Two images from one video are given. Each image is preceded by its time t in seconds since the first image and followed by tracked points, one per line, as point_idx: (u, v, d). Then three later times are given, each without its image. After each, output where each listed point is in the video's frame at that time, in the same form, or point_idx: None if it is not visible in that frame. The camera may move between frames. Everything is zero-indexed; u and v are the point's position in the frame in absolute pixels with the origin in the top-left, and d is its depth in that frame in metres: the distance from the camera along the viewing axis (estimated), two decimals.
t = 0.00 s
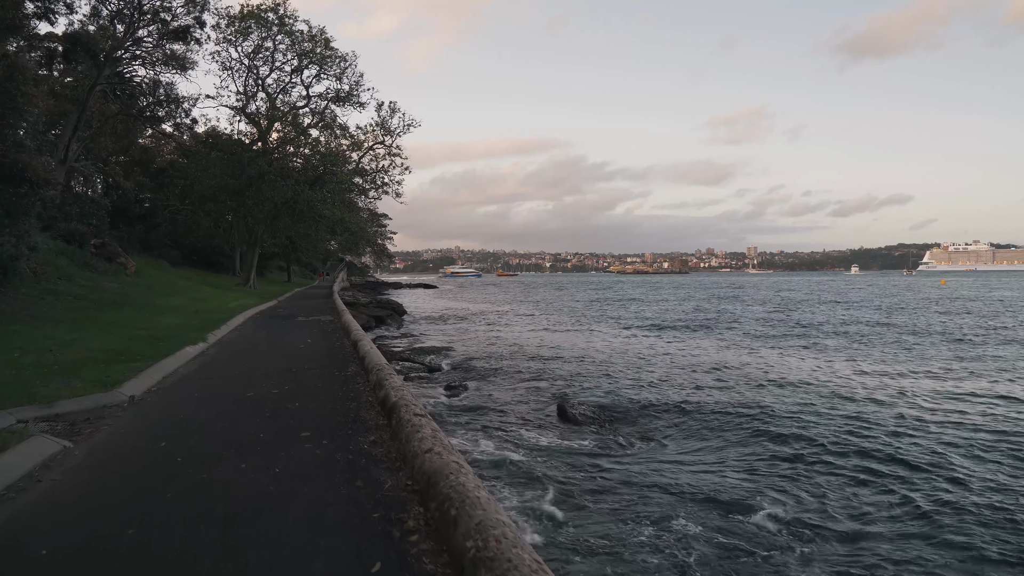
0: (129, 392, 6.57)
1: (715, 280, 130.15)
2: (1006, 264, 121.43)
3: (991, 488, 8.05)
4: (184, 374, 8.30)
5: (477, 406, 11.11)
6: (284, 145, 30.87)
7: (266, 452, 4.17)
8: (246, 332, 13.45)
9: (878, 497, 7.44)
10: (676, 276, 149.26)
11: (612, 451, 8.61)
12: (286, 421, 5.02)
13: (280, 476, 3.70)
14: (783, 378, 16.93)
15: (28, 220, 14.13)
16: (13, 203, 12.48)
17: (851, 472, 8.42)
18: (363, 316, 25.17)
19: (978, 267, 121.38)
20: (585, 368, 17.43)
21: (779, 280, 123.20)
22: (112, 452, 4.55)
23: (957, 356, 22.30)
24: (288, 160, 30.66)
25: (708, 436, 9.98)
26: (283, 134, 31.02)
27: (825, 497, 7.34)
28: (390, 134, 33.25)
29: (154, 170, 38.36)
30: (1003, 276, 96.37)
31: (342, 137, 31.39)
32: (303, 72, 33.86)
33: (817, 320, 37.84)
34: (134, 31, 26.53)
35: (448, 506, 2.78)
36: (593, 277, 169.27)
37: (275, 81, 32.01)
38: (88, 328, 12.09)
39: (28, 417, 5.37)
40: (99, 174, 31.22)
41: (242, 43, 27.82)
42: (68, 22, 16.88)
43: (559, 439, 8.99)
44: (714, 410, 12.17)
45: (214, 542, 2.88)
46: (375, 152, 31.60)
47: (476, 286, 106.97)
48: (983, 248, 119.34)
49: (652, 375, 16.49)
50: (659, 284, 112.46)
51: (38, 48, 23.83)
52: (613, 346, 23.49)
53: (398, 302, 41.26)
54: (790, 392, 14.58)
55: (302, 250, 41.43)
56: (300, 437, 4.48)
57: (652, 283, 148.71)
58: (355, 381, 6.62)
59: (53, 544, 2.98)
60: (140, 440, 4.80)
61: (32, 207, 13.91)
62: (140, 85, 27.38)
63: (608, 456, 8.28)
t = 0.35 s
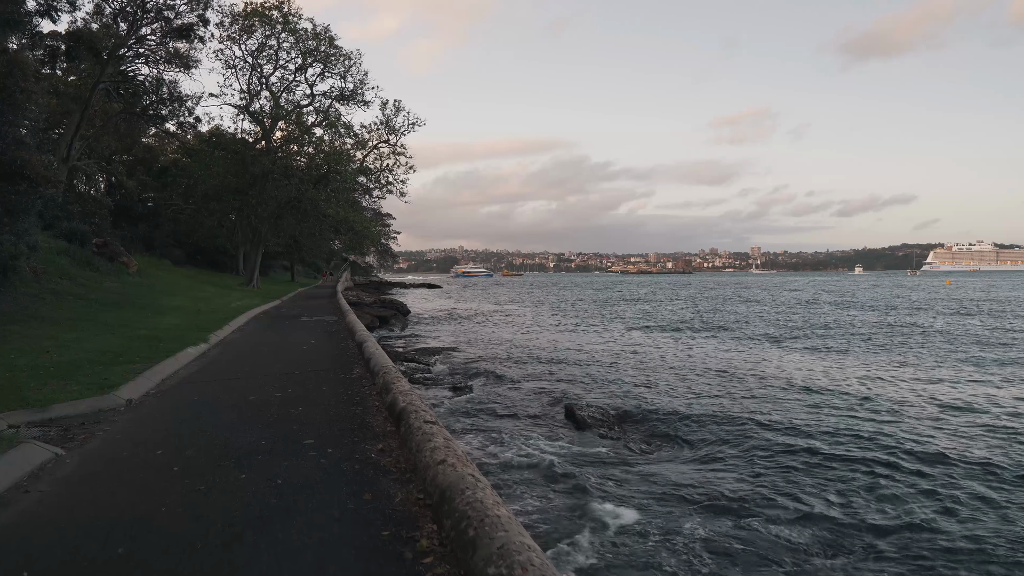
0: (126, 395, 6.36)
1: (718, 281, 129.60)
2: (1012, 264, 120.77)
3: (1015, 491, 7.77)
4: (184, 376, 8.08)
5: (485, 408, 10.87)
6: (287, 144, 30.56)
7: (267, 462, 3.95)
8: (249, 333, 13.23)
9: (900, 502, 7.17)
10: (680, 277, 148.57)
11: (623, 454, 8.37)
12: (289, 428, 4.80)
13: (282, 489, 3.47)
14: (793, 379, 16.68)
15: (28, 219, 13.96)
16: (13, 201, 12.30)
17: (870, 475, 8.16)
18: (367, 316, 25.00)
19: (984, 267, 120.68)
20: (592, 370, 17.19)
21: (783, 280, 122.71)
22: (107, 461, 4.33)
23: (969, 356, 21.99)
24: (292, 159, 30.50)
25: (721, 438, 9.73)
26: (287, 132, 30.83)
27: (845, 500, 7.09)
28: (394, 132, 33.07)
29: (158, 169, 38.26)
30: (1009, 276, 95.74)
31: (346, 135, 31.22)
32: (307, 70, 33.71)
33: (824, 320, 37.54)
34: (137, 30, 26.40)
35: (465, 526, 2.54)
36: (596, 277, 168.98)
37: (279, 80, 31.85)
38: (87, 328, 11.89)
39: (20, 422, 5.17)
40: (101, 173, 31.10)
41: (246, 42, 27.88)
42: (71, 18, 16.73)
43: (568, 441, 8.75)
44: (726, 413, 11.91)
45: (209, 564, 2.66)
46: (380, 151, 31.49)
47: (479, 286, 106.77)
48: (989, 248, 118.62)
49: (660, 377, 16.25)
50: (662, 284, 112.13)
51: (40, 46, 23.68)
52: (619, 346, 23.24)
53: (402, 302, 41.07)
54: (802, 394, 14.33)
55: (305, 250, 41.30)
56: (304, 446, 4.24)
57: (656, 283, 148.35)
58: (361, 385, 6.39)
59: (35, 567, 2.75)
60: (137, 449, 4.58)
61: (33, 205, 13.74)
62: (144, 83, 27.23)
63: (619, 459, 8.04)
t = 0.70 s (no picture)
0: (123, 402, 6.15)
1: (720, 281, 129.44)
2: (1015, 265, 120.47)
3: None
4: (184, 381, 7.87)
5: (491, 412, 10.67)
6: (288, 144, 30.45)
7: (270, 477, 3.71)
8: (251, 335, 13.01)
9: (923, 511, 6.94)
10: (682, 277, 148.48)
11: (634, 460, 8.16)
12: (293, 439, 4.57)
13: (286, 508, 3.24)
14: (801, 381, 16.51)
15: (27, 220, 13.75)
16: (11, 202, 12.09)
17: (888, 482, 7.93)
18: (369, 317, 24.89)
19: (987, 268, 120.27)
20: (597, 372, 17.00)
21: (786, 280, 122.43)
22: (100, 474, 4.10)
23: (977, 358, 21.75)
24: (294, 159, 30.35)
25: (733, 443, 9.50)
26: (289, 133, 30.67)
27: (865, 510, 6.85)
28: (397, 132, 32.90)
29: (159, 170, 38.13)
30: (1012, 276, 95.35)
31: (348, 136, 31.07)
32: (309, 70, 33.56)
33: (829, 321, 37.30)
34: (139, 30, 26.25)
35: (488, 556, 2.33)
36: (598, 277, 168.71)
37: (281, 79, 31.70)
38: (86, 331, 11.69)
39: (12, 432, 4.97)
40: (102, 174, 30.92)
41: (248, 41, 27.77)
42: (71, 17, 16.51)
43: (576, 447, 8.54)
44: (736, 417, 11.69)
45: None
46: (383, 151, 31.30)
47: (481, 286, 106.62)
48: (992, 249, 118.24)
49: (666, 379, 16.05)
50: (665, 285, 111.90)
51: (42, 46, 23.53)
52: (624, 348, 23.04)
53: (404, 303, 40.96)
54: (811, 397, 14.14)
55: (307, 250, 41.17)
56: (308, 459, 4.01)
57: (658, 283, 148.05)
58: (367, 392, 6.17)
59: None
60: (132, 461, 4.35)
61: (32, 206, 13.54)
62: (145, 83, 27.06)
63: (630, 466, 7.82)
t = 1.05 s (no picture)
0: (118, 406, 5.94)
1: (721, 281, 129.18)
2: (1015, 265, 120.16)
3: None
4: (181, 383, 7.65)
5: (495, 414, 10.46)
6: (289, 144, 30.07)
7: (269, 487, 3.50)
8: (252, 335, 12.80)
9: (943, 518, 6.71)
10: (683, 277, 148.20)
11: (643, 464, 7.95)
12: (293, 446, 4.35)
13: (286, 522, 3.02)
14: (808, 382, 16.32)
15: (23, 218, 13.54)
16: (6, 199, 11.87)
17: (906, 487, 7.70)
18: (370, 317, 24.69)
19: (988, 267, 120.05)
20: (600, 372, 16.79)
21: (786, 280, 122.12)
22: (90, 483, 3.89)
23: (985, 359, 21.49)
24: (294, 158, 30.09)
25: (744, 446, 9.29)
26: (289, 131, 30.40)
27: (884, 517, 6.62)
28: (398, 131, 32.64)
29: (159, 169, 37.91)
30: (1013, 277, 95.16)
31: (349, 135, 30.85)
32: (309, 68, 33.34)
33: (832, 322, 37.05)
34: (137, 27, 26.01)
35: None
36: (599, 277, 168.51)
37: (281, 78, 31.48)
38: (83, 331, 11.49)
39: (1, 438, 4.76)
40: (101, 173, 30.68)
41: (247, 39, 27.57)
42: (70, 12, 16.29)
43: (583, 451, 8.33)
44: (744, 420, 11.47)
45: None
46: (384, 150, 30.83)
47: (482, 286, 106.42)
48: (993, 249, 117.94)
49: (671, 380, 15.85)
50: (665, 284, 111.72)
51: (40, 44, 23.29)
52: (627, 348, 22.83)
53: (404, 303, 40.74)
54: (820, 399, 13.95)
55: (307, 250, 40.95)
56: (309, 467, 3.79)
57: (658, 283, 147.93)
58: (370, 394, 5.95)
59: None
60: (124, 469, 4.13)
61: (28, 204, 13.33)
62: (144, 82, 26.84)
63: (640, 470, 7.60)
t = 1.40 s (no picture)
0: (109, 411, 5.72)
1: (723, 280, 128.67)
2: (1018, 264, 119.60)
3: None
4: (177, 386, 7.43)
5: (499, 416, 10.21)
6: (289, 142, 29.71)
7: (264, 502, 3.27)
8: (251, 336, 12.59)
9: (963, 523, 6.48)
10: (684, 276, 147.84)
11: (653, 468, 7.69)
12: (291, 456, 4.11)
13: (283, 542, 2.78)
14: (817, 383, 16.05)
15: (18, 217, 13.33)
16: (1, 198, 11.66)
17: (924, 487, 7.48)
18: (372, 317, 24.42)
19: (989, 266, 119.69)
20: (604, 372, 16.56)
21: (788, 279, 121.68)
22: (75, 497, 3.65)
23: (995, 359, 21.18)
24: (294, 156, 29.71)
25: (756, 449, 9.04)
26: (289, 130, 30.09)
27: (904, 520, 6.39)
28: (399, 129, 32.36)
29: (158, 168, 37.71)
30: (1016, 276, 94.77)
31: (349, 132, 30.54)
32: (309, 66, 33.11)
33: (835, 321, 36.78)
34: (136, 25, 25.77)
35: None
36: (599, 276, 167.97)
37: (281, 76, 31.25)
38: (78, 332, 11.25)
39: None
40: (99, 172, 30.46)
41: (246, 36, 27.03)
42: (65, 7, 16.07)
43: (591, 454, 8.09)
44: (754, 421, 11.24)
45: None
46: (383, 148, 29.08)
47: (482, 285, 106.07)
48: (995, 247, 117.49)
49: (677, 380, 15.61)
50: (666, 284, 111.48)
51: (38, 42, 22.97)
52: (630, 348, 22.57)
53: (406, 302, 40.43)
54: (830, 400, 13.69)
55: (308, 249, 40.69)
56: (308, 480, 3.55)
57: (659, 282, 147.49)
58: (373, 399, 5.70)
59: None
60: (111, 481, 3.90)
61: (23, 202, 13.11)
62: (143, 80, 26.59)
63: (650, 475, 7.35)
